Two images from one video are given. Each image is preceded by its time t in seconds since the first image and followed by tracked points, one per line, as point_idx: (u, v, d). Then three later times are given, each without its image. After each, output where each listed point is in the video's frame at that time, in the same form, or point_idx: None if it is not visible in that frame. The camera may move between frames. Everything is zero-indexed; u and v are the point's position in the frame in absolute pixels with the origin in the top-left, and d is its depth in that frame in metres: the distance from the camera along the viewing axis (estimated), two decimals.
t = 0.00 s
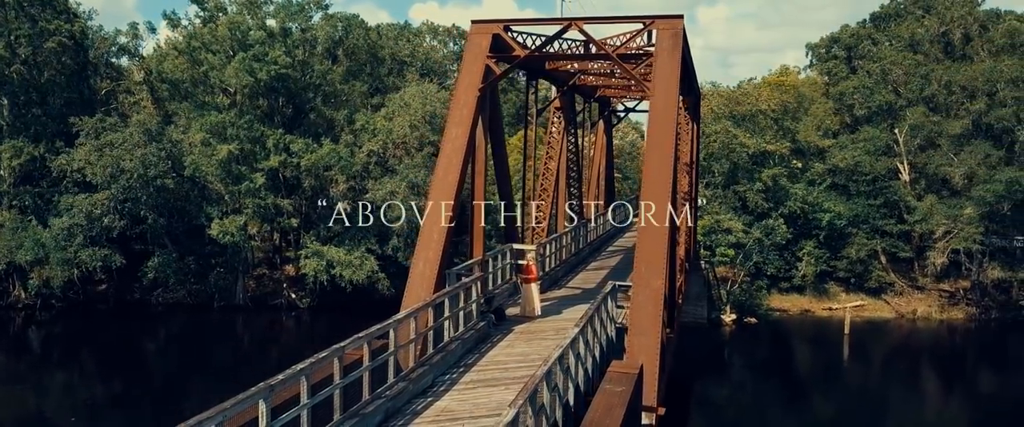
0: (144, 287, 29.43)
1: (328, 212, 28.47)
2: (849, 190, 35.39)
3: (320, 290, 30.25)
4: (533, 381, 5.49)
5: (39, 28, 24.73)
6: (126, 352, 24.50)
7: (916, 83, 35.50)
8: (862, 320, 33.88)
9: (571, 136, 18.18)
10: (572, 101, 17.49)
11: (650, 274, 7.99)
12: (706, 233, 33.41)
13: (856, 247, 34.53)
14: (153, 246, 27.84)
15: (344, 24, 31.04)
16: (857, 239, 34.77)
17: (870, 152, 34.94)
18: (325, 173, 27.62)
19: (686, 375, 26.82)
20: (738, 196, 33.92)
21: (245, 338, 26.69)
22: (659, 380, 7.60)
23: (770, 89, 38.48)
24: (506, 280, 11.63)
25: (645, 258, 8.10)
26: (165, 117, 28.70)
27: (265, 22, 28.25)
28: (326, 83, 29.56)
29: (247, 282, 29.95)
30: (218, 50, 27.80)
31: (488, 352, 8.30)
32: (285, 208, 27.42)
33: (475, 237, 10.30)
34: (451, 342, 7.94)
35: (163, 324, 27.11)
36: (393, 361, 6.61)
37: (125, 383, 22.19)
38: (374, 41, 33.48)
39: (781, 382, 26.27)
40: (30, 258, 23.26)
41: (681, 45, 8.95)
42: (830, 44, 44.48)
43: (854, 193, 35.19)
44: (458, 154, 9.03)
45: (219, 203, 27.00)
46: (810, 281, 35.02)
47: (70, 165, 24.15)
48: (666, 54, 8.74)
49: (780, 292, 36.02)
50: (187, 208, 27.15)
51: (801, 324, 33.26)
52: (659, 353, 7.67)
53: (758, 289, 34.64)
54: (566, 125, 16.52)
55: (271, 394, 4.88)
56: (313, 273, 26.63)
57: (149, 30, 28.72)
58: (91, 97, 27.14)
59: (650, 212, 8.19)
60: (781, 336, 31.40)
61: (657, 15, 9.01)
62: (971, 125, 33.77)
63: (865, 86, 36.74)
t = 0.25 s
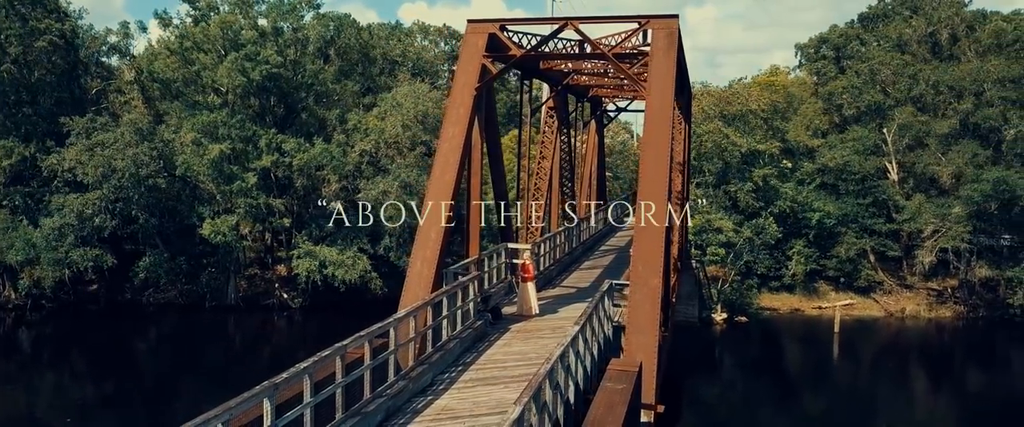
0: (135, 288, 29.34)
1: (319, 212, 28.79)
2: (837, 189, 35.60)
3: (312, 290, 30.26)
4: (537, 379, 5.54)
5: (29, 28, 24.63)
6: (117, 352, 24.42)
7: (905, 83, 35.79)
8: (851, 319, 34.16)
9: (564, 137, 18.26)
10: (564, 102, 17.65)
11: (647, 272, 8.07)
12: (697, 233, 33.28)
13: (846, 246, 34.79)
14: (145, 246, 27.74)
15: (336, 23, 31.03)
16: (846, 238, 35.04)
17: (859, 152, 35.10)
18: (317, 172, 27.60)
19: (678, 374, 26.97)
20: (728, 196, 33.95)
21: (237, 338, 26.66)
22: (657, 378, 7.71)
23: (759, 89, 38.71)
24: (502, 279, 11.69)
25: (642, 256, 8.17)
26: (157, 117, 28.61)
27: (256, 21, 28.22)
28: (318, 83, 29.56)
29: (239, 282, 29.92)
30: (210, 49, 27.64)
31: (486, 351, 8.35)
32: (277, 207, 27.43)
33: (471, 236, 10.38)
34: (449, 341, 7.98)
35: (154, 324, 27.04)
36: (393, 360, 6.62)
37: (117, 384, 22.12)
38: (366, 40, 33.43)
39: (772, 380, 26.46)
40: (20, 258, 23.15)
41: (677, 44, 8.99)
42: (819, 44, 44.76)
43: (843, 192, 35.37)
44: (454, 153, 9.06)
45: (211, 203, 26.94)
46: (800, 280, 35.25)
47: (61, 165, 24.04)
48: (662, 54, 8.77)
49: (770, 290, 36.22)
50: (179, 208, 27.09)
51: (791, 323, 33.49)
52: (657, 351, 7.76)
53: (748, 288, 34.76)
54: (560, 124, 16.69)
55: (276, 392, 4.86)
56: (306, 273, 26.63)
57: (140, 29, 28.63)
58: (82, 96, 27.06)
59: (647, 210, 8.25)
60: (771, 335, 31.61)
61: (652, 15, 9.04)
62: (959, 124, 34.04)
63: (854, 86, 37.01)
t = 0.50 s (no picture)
0: (126, 288, 29.24)
1: (312, 213, 28.83)
2: (827, 188, 35.84)
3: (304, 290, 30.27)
4: (541, 378, 5.60)
5: (19, 26, 24.50)
6: (109, 352, 24.34)
7: (893, 83, 36.06)
8: (840, 317, 34.45)
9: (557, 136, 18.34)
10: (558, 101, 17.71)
11: (645, 271, 8.14)
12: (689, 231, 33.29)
13: (835, 245, 35.04)
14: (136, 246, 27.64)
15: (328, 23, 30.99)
16: (836, 237, 35.30)
17: (849, 151, 35.15)
18: (310, 172, 27.57)
19: (669, 372, 27.13)
20: (719, 196, 34.20)
21: (228, 337, 26.62)
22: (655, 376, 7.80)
23: (750, 88, 38.90)
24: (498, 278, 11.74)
25: (640, 256, 8.24)
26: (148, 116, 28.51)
27: (248, 20, 28.16)
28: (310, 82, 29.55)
29: (230, 282, 29.87)
30: (202, 49, 27.59)
31: (484, 350, 8.39)
32: (269, 207, 27.41)
33: (467, 236, 10.44)
34: (448, 340, 8.01)
35: (146, 324, 26.96)
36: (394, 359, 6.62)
37: (109, 384, 22.06)
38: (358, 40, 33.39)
39: (762, 378, 26.64)
40: (11, 258, 23.02)
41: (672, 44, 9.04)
42: (808, 44, 45.02)
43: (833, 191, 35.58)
44: (451, 152, 9.08)
45: (203, 203, 26.87)
46: (790, 279, 35.47)
47: (52, 164, 23.93)
48: (657, 54, 8.81)
49: (760, 289, 36.39)
50: (170, 208, 27.01)
51: (781, 321, 33.70)
52: (655, 350, 7.83)
53: (739, 287, 34.89)
54: (553, 123, 16.73)
55: (281, 391, 4.83)
56: (298, 272, 26.62)
57: (131, 28, 28.54)
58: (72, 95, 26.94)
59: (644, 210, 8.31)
60: (762, 333, 31.80)
61: (647, 15, 9.10)
62: (947, 124, 34.28)
63: (843, 86, 37.24)
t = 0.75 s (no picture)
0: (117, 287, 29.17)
1: (306, 212, 28.75)
2: (817, 188, 36.11)
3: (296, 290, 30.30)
4: (546, 377, 5.67)
5: (10, 26, 24.41)
6: (100, 353, 24.26)
7: (882, 83, 36.33)
8: (830, 316, 34.72)
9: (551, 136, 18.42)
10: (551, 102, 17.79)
11: (643, 270, 8.20)
12: (680, 231, 33.73)
13: (825, 244, 35.30)
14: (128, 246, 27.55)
15: (320, 22, 30.97)
16: (826, 236, 35.54)
17: (839, 151, 35.61)
18: (302, 171, 27.52)
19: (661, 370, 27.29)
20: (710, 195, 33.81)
21: (220, 337, 26.58)
22: (654, 374, 7.87)
23: (740, 88, 39.12)
24: (494, 276, 11.81)
25: (638, 254, 8.30)
26: (139, 116, 28.44)
27: (239, 20, 28.12)
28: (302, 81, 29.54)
29: (222, 281, 29.85)
30: (194, 48, 27.62)
31: (483, 349, 8.43)
32: (262, 207, 27.41)
33: (464, 236, 10.51)
34: (447, 339, 8.05)
35: (137, 324, 26.89)
36: (395, 358, 6.64)
37: (101, 384, 21.99)
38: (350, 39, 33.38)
39: (753, 376, 26.82)
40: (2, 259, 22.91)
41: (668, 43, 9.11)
42: (798, 44, 45.30)
43: (823, 190, 35.84)
44: (449, 151, 9.11)
45: (195, 202, 26.81)
46: (781, 277, 35.67)
47: (43, 164, 23.86)
48: (654, 53, 8.89)
49: (751, 288, 36.56)
50: (162, 208, 26.96)
51: (771, 320, 33.90)
52: (654, 347, 7.89)
53: (730, 286, 35.10)
54: (547, 123, 16.77)
55: (287, 392, 4.82)
56: (291, 272, 26.63)
57: (122, 27, 28.45)
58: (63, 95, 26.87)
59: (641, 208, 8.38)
60: (753, 332, 31.99)
61: (643, 15, 9.18)
62: (936, 124, 34.50)
63: (833, 86, 37.51)
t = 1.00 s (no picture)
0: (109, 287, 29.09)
1: (299, 211, 28.76)
2: (807, 187, 36.37)
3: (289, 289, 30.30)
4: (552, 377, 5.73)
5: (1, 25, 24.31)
6: (92, 353, 24.17)
7: (872, 83, 36.60)
8: (820, 315, 34.97)
9: (545, 137, 18.50)
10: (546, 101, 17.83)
11: (642, 269, 8.25)
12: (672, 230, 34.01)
13: (816, 243, 35.54)
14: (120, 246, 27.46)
15: (312, 21, 30.97)
16: (816, 236, 35.79)
17: (829, 150, 35.99)
18: (295, 171, 27.48)
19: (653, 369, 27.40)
20: (702, 194, 33.54)
21: (212, 337, 26.53)
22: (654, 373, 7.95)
23: (731, 87, 39.31)
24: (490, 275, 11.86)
25: (637, 254, 8.34)
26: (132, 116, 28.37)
27: (232, 20, 28.08)
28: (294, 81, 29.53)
29: (215, 281, 29.82)
30: (186, 48, 27.58)
31: (482, 348, 8.48)
32: (255, 207, 27.40)
33: (461, 237, 10.60)
34: (446, 339, 8.10)
35: (129, 324, 26.82)
36: (397, 358, 6.67)
37: (93, 384, 21.92)
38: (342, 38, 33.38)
39: (744, 374, 26.97)
40: None
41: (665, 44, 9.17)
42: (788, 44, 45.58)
43: (813, 189, 36.09)
44: (448, 151, 9.14)
45: (188, 202, 26.77)
46: (771, 277, 35.85)
47: (35, 164, 23.78)
48: (651, 54, 8.96)
49: (742, 287, 36.65)
50: (154, 208, 26.90)
51: (762, 319, 34.08)
52: (654, 346, 7.96)
53: (721, 285, 35.28)
54: (542, 123, 16.78)
55: (295, 391, 4.83)
56: (284, 271, 26.60)
57: (114, 26, 28.35)
58: (54, 94, 26.79)
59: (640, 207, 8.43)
60: (744, 331, 32.15)
61: (640, 15, 9.24)
62: (925, 124, 34.71)
63: (823, 86, 37.78)
